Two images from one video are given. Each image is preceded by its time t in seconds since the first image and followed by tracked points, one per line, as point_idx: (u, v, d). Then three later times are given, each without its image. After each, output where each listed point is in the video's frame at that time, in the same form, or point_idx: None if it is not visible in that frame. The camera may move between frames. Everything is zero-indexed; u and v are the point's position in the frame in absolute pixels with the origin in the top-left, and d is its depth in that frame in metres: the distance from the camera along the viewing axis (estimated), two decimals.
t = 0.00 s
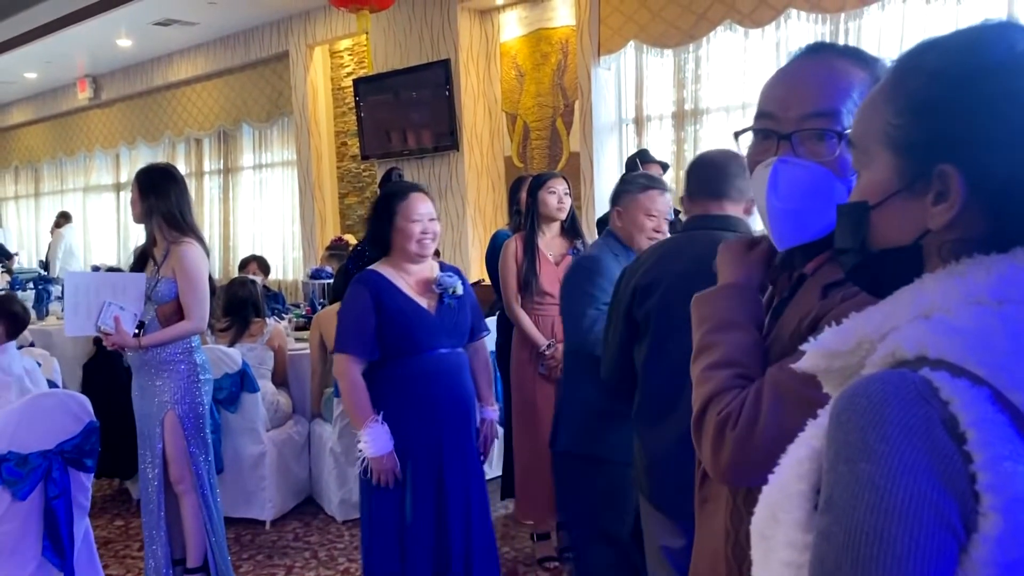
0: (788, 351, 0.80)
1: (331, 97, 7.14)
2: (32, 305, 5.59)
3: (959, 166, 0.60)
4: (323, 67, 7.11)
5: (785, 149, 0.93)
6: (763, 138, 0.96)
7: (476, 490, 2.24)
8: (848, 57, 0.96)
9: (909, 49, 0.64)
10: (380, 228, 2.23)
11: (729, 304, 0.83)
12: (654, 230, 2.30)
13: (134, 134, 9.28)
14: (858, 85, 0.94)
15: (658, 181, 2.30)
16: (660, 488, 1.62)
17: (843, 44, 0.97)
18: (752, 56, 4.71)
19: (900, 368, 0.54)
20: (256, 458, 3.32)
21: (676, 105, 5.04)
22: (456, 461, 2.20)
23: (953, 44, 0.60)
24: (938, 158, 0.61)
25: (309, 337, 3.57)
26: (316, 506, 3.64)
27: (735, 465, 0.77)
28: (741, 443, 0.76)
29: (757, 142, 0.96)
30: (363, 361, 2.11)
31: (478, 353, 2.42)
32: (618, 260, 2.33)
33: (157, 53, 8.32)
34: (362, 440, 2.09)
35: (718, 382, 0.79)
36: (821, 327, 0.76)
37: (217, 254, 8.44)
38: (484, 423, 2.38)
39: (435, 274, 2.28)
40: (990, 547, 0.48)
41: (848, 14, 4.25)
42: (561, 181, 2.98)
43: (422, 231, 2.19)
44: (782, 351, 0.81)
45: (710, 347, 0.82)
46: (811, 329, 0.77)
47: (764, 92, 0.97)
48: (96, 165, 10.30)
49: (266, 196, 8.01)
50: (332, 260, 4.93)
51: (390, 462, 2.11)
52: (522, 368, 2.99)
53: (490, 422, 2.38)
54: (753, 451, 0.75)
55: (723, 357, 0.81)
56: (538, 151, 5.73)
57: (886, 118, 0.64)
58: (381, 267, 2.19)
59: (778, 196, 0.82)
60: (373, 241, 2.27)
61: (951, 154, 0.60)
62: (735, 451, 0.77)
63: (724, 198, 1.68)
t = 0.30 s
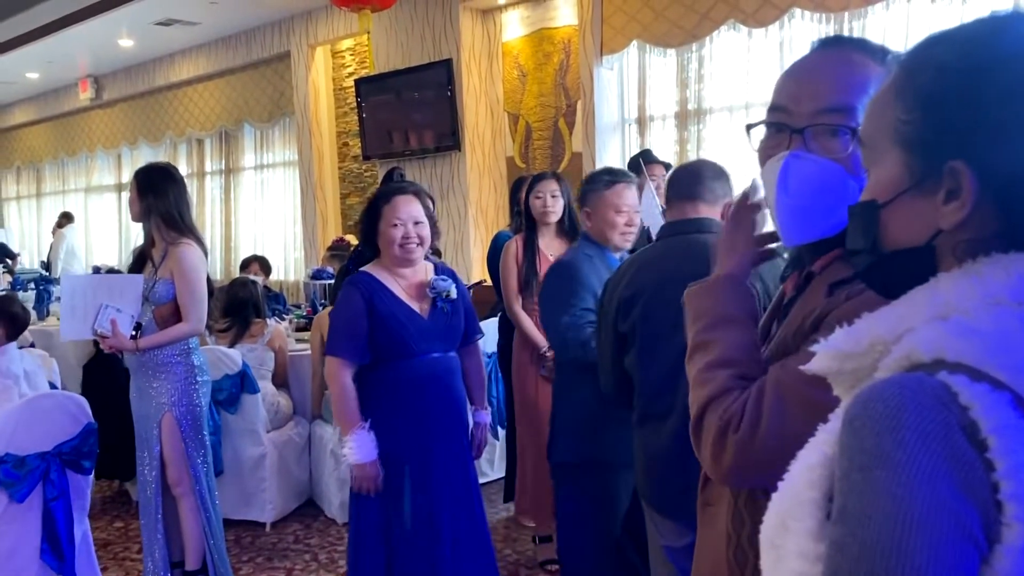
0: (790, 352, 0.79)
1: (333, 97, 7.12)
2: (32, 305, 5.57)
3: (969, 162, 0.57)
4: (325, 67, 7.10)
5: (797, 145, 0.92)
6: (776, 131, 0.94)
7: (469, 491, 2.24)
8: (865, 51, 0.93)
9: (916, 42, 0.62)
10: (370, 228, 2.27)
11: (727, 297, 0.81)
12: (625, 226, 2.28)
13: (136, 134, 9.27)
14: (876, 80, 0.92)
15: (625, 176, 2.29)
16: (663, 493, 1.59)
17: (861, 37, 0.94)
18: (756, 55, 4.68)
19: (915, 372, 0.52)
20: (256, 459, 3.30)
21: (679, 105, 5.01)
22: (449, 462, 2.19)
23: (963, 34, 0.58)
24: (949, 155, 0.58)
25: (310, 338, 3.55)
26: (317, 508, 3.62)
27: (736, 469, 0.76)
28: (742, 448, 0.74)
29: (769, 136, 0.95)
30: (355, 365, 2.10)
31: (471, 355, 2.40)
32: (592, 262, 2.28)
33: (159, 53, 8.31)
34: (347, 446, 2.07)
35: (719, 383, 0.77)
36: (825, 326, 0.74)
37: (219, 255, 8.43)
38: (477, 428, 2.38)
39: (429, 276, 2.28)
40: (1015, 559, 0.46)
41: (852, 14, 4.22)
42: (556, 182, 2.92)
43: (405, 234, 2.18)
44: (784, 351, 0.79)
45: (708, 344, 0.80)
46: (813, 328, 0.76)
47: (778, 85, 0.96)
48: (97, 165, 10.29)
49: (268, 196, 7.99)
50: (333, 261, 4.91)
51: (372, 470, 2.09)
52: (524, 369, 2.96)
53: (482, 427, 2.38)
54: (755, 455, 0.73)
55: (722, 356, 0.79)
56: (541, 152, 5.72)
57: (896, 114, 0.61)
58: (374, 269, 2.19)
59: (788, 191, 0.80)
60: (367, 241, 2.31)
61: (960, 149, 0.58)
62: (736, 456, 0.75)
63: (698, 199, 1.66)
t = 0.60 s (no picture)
0: (807, 349, 0.78)
1: (337, 97, 7.11)
2: (37, 305, 5.57)
3: (986, 155, 0.56)
4: (329, 66, 7.08)
5: (814, 143, 0.91)
6: (792, 129, 0.93)
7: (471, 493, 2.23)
8: (882, 44, 0.92)
9: (932, 38, 0.61)
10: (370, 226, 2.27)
11: (750, 294, 0.80)
12: (615, 234, 2.20)
13: (140, 134, 9.27)
14: (893, 73, 0.90)
15: (618, 181, 2.19)
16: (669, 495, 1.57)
17: (877, 31, 0.93)
18: (761, 54, 4.68)
19: (941, 372, 0.51)
20: (261, 459, 3.30)
21: (685, 105, 5.00)
22: (450, 463, 2.18)
23: (980, 28, 0.57)
24: (967, 149, 0.57)
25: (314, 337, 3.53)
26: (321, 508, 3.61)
27: (749, 466, 0.76)
28: (756, 444, 0.74)
29: (786, 134, 0.93)
30: (354, 364, 2.09)
31: (473, 354, 2.38)
32: (574, 268, 2.18)
33: (163, 54, 8.31)
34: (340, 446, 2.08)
35: (737, 377, 0.77)
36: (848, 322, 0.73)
37: (223, 255, 8.43)
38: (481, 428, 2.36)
39: (433, 274, 2.25)
40: None
41: (858, 13, 4.21)
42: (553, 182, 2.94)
43: (394, 237, 2.16)
44: (801, 346, 0.79)
45: (731, 338, 0.80)
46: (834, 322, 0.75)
47: (792, 82, 0.95)
48: (101, 165, 10.30)
49: (272, 196, 7.99)
50: (337, 260, 4.90)
51: (364, 471, 2.08)
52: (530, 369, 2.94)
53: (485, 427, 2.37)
54: (771, 452, 0.74)
55: (745, 350, 0.78)
56: (545, 151, 5.71)
57: (913, 108, 0.60)
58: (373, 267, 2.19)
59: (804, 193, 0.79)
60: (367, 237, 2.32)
61: (980, 143, 0.56)
62: (750, 452, 0.75)
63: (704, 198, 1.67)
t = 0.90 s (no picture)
0: (835, 357, 0.75)
1: (342, 94, 7.09)
2: (43, 302, 5.57)
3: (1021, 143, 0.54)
4: (334, 63, 7.07)
5: (837, 135, 0.89)
6: (813, 123, 0.91)
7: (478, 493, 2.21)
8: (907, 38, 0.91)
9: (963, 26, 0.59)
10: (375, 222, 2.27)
11: (757, 313, 0.79)
12: (617, 226, 2.20)
13: (145, 132, 9.27)
14: (917, 67, 0.89)
15: (615, 175, 2.20)
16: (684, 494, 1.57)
17: (901, 24, 0.92)
18: (769, 51, 4.66)
19: (979, 367, 0.49)
20: (268, 457, 3.29)
21: (692, 101, 4.99)
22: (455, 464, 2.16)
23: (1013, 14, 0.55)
24: (999, 138, 0.56)
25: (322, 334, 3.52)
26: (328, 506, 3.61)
27: (792, 487, 0.72)
28: (799, 462, 0.70)
29: (805, 127, 0.92)
30: (359, 359, 2.09)
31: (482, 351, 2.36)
32: (575, 267, 2.15)
33: (168, 51, 8.30)
34: (351, 441, 2.05)
35: (765, 396, 0.74)
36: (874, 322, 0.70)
37: (228, 252, 8.44)
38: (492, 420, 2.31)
39: (438, 270, 2.24)
40: None
41: (867, 9, 4.19)
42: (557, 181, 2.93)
43: (389, 235, 2.16)
44: (828, 355, 0.76)
45: (749, 358, 0.77)
46: (861, 328, 0.72)
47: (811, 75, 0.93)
48: (106, 163, 10.32)
49: (278, 194, 8.00)
50: (343, 257, 4.89)
51: (377, 464, 2.07)
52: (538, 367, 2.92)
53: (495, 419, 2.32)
54: (813, 469, 0.70)
55: (763, 368, 0.76)
56: (551, 149, 5.70)
57: (943, 98, 0.59)
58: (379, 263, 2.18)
59: (826, 184, 0.79)
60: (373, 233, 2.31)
61: (1013, 131, 0.55)
62: (793, 472, 0.71)
63: (743, 190, 1.64)
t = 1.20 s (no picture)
0: (851, 360, 0.75)
1: (347, 91, 7.10)
2: (50, 298, 5.58)
3: None
4: (339, 60, 7.06)
5: (851, 129, 0.87)
6: (826, 116, 0.89)
7: (482, 493, 2.20)
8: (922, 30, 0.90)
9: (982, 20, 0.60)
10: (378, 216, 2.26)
11: (774, 318, 0.79)
12: (623, 219, 2.19)
13: (151, 129, 9.29)
14: (932, 61, 0.88)
15: (618, 168, 2.20)
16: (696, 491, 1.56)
17: (915, 17, 0.91)
18: (776, 46, 4.64)
19: (1003, 363, 0.49)
20: (275, 453, 3.29)
21: (698, 96, 4.98)
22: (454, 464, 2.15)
23: None
24: None
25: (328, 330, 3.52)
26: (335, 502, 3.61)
27: (815, 501, 0.71)
28: (824, 476, 0.69)
29: (817, 121, 0.90)
30: (358, 354, 2.12)
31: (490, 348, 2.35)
32: (582, 262, 2.15)
33: (172, 48, 8.31)
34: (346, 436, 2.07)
35: (787, 409, 0.73)
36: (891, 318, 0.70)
37: (234, 248, 8.46)
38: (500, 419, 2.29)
39: (441, 266, 2.24)
40: None
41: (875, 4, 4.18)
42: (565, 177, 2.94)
43: (386, 230, 2.16)
44: (845, 359, 0.76)
45: (767, 365, 0.77)
46: (878, 329, 0.71)
47: (825, 68, 0.92)
48: (112, 159, 10.35)
49: (283, 190, 8.01)
50: (349, 254, 4.89)
51: (370, 461, 2.08)
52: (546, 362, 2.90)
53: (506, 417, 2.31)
54: (837, 485, 0.69)
55: (786, 376, 0.75)
56: (557, 145, 5.70)
57: (965, 90, 0.59)
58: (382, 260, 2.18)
59: (839, 175, 0.77)
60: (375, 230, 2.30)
61: None
62: (818, 487, 0.70)
63: (773, 183, 1.64)
